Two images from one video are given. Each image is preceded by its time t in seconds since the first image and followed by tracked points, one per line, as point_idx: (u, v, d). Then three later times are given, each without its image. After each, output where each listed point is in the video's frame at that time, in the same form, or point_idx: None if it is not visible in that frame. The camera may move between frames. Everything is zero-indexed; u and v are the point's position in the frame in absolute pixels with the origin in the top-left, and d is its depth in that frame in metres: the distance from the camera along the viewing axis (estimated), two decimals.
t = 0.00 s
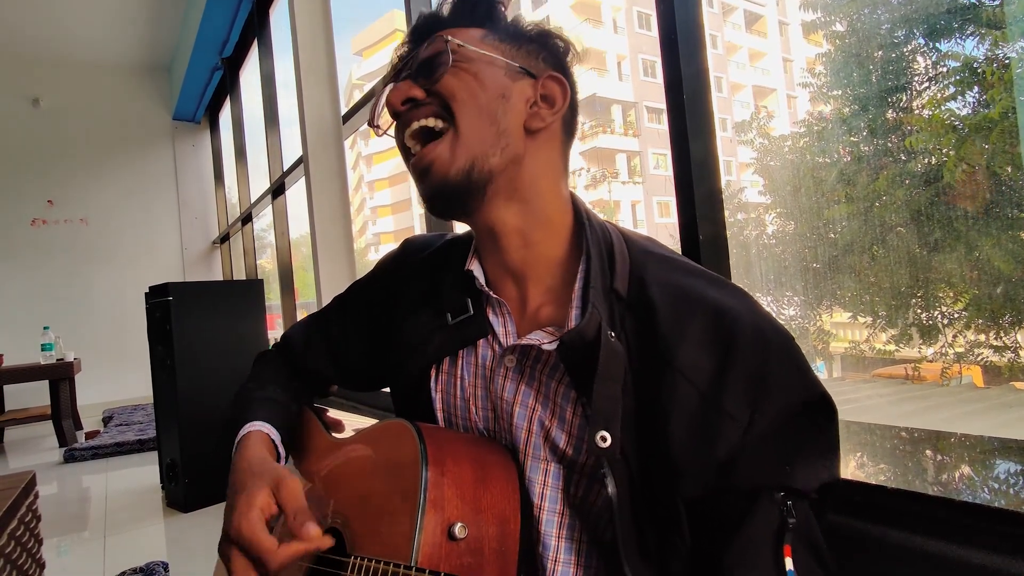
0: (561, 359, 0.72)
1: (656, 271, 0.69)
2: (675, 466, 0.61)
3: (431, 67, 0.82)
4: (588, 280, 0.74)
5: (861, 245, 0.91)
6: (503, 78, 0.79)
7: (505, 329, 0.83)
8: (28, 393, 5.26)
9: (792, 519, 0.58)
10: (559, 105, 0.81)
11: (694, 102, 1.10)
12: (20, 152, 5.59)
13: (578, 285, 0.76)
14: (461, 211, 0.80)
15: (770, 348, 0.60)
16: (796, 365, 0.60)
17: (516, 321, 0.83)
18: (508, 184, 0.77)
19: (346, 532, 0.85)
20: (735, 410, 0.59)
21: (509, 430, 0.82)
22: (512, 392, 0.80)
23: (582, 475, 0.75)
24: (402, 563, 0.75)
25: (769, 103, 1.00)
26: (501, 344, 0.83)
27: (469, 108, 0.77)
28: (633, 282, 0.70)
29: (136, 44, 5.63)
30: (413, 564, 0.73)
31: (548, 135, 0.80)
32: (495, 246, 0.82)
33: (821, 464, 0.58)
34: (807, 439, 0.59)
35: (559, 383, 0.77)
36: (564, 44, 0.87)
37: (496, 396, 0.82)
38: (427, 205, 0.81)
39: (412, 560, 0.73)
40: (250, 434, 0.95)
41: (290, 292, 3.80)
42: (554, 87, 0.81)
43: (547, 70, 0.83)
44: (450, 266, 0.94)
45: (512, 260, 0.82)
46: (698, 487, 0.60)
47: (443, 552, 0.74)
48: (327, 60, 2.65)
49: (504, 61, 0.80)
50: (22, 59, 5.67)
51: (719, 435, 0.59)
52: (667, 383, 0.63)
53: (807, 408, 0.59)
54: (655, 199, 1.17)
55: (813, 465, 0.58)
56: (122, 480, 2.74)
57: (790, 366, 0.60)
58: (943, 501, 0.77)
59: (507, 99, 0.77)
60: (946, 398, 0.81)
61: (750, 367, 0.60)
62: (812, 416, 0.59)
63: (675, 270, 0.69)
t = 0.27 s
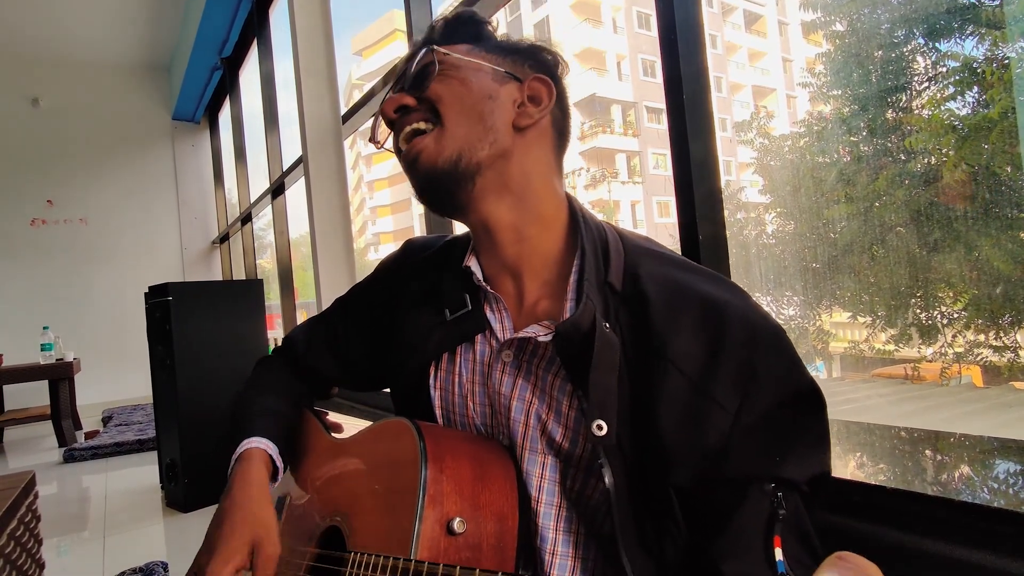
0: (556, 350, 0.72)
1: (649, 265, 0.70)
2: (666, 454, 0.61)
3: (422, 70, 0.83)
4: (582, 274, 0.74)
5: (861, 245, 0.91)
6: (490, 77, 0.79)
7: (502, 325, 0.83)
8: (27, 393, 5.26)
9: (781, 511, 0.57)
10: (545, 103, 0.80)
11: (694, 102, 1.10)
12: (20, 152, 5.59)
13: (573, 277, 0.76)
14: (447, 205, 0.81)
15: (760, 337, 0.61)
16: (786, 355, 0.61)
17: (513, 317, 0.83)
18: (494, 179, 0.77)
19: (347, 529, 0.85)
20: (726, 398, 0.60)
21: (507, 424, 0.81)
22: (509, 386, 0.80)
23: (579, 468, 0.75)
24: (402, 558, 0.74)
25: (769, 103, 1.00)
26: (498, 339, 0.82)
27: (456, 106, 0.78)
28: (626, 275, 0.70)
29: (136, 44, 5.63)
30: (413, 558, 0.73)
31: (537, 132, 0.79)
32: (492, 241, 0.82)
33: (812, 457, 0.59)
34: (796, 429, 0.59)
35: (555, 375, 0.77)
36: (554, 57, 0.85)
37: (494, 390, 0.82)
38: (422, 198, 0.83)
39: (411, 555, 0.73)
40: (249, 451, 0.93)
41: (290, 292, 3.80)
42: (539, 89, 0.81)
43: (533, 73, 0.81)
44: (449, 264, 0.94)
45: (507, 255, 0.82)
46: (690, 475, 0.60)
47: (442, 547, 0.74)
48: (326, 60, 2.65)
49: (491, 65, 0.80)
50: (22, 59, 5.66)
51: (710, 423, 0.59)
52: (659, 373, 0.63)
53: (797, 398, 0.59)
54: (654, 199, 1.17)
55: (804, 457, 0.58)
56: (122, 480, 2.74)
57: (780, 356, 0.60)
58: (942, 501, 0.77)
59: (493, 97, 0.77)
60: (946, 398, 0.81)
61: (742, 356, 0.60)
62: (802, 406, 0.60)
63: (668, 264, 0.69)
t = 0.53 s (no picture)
0: (553, 344, 0.72)
1: (647, 264, 0.70)
2: (663, 452, 0.61)
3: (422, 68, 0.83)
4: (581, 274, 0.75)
5: (861, 245, 0.91)
6: (491, 78, 0.79)
7: (501, 324, 0.83)
8: (27, 393, 5.25)
9: (780, 510, 0.57)
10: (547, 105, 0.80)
11: (693, 101, 1.10)
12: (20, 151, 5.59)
13: (573, 277, 0.77)
14: (442, 201, 0.82)
15: (758, 335, 0.61)
16: (783, 353, 0.60)
17: (512, 317, 0.83)
18: (491, 178, 0.77)
19: (347, 528, 0.85)
20: (723, 395, 0.60)
21: (507, 423, 0.81)
22: (509, 385, 0.80)
23: (578, 469, 0.75)
24: (402, 557, 0.74)
25: (769, 104, 1.00)
26: (497, 339, 0.83)
27: (455, 106, 0.78)
28: (625, 275, 0.71)
29: (135, 44, 5.63)
30: (414, 557, 0.73)
31: (537, 133, 0.79)
32: (490, 240, 0.82)
33: (811, 455, 0.58)
34: (795, 428, 0.58)
35: (554, 376, 0.77)
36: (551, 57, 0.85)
37: (493, 390, 0.82)
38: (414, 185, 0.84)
39: (412, 553, 0.73)
40: (251, 458, 0.93)
41: (290, 292, 3.80)
42: (542, 89, 0.80)
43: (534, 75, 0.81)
44: (449, 264, 0.94)
45: (506, 255, 0.82)
46: (687, 473, 0.60)
47: (443, 546, 0.74)
48: (326, 60, 2.65)
49: (492, 66, 0.80)
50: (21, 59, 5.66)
51: (707, 421, 0.59)
52: (657, 371, 0.63)
53: (795, 397, 0.59)
54: (654, 199, 1.17)
55: (804, 455, 0.58)
56: (122, 480, 2.74)
57: (778, 354, 0.60)
58: (943, 501, 0.77)
59: (494, 99, 0.78)
60: (946, 398, 0.81)
61: (738, 354, 0.60)
62: (801, 405, 0.59)
63: (667, 263, 0.70)
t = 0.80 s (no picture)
0: (557, 352, 0.73)
1: (650, 268, 0.70)
2: (666, 459, 0.61)
3: (419, 73, 0.82)
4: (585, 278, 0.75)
5: (861, 245, 0.91)
6: (490, 79, 0.79)
7: (503, 327, 0.83)
8: (27, 393, 5.25)
9: (783, 516, 0.57)
10: (546, 103, 0.80)
11: (693, 102, 1.10)
12: (19, 151, 5.59)
13: (575, 283, 0.77)
14: (444, 208, 0.81)
15: (761, 342, 0.60)
16: (786, 358, 0.60)
17: (514, 320, 0.83)
18: (494, 182, 0.77)
19: (348, 531, 0.85)
20: (727, 403, 0.59)
21: (508, 427, 0.82)
22: (510, 389, 0.80)
23: (579, 473, 0.75)
24: (405, 560, 0.74)
25: (769, 103, 1.00)
26: (499, 342, 0.83)
27: (455, 110, 0.78)
28: (628, 278, 0.70)
29: (135, 44, 5.63)
30: (416, 561, 0.73)
31: (538, 134, 0.79)
32: (492, 244, 0.82)
33: (812, 461, 0.58)
34: (798, 436, 0.58)
35: (556, 380, 0.77)
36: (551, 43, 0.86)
37: (494, 393, 0.82)
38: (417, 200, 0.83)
39: (414, 557, 0.73)
40: (255, 439, 0.94)
41: (290, 292, 3.80)
42: (540, 87, 0.81)
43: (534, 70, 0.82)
44: (450, 266, 0.93)
45: (507, 258, 0.82)
46: (690, 479, 0.60)
47: (446, 550, 0.74)
48: (326, 60, 2.65)
49: (490, 64, 0.80)
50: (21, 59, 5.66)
51: (710, 428, 0.59)
52: (660, 377, 0.63)
53: (798, 404, 0.59)
54: (654, 199, 1.17)
55: (806, 461, 0.57)
56: (122, 480, 2.74)
57: (781, 361, 0.60)
58: (943, 501, 0.78)
59: (494, 101, 0.77)
60: (945, 398, 0.81)
61: (741, 361, 0.60)
62: (804, 412, 0.59)
63: (670, 267, 0.69)
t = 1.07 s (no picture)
0: (560, 361, 0.71)
1: (656, 275, 0.70)
2: (672, 469, 0.61)
3: (415, 80, 0.82)
4: (590, 284, 0.75)
5: (861, 245, 0.91)
6: (487, 85, 0.78)
7: (506, 332, 0.83)
8: (27, 393, 5.25)
9: (786, 525, 0.57)
10: (545, 103, 0.80)
11: (693, 102, 1.10)
12: (20, 151, 5.59)
13: (579, 290, 0.77)
14: (444, 218, 0.81)
15: (769, 352, 0.61)
16: (793, 369, 0.60)
17: (516, 324, 0.83)
18: (493, 190, 0.77)
19: (348, 532, 0.85)
20: (733, 414, 0.59)
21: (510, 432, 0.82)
22: (512, 394, 0.80)
23: (582, 479, 0.76)
24: (405, 562, 0.74)
25: (769, 103, 1.00)
26: (502, 347, 0.83)
27: (453, 119, 0.77)
28: (634, 285, 0.70)
29: (135, 44, 5.63)
30: (417, 564, 0.73)
31: (537, 136, 0.79)
32: (495, 250, 0.82)
33: (818, 471, 0.58)
34: (804, 445, 0.58)
35: (559, 387, 0.78)
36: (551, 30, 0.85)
37: (496, 398, 0.82)
38: (419, 215, 0.83)
39: (415, 560, 0.73)
40: (247, 459, 0.92)
41: (290, 292, 3.80)
42: (538, 85, 0.80)
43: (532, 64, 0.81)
44: (450, 268, 0.93)
45: (508, 263, 0.82)
46: (695, 490, 0.60)
47: (447, 552, 0.74)
48: (326, 60, 2.65)
49: (487, 65, 0.79)
50: (21, 59, 5.66)
51: (717, 439, 0.59)
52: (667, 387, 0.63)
53: (805, 414, 0.59)
54: (654, 199, 1.17)
55: (811, 471, 0.58)
56: (122, 480, 2.74)
57: (789, 371, 0.60)
58: (943, 501, 0.78)
59: (493, 107, 0.77)
60: (946, 398, 0.81)
61: (748, 371, 0.60)
62: (811, 422, 0.59)
63: (676, 274, 0.69)
